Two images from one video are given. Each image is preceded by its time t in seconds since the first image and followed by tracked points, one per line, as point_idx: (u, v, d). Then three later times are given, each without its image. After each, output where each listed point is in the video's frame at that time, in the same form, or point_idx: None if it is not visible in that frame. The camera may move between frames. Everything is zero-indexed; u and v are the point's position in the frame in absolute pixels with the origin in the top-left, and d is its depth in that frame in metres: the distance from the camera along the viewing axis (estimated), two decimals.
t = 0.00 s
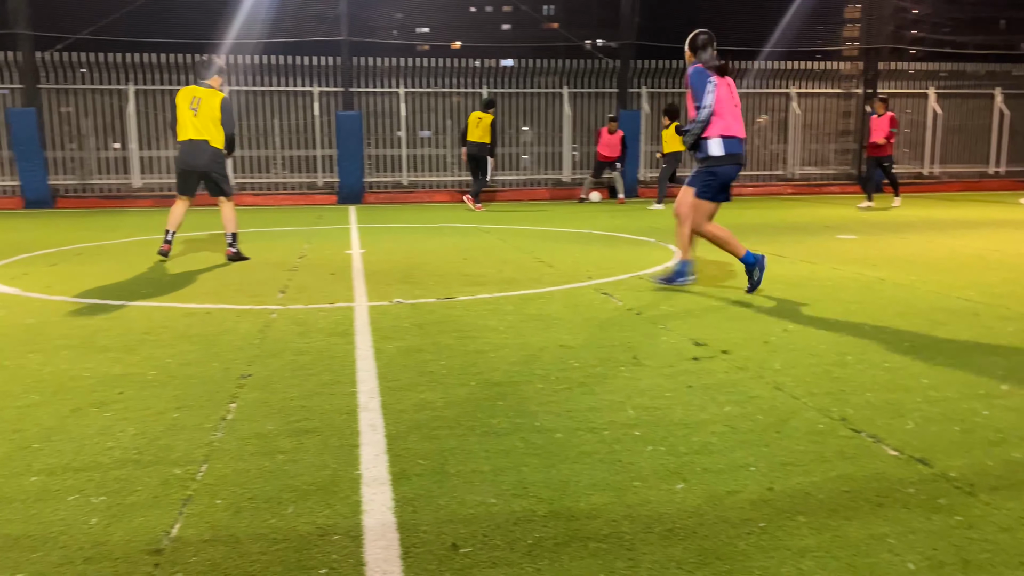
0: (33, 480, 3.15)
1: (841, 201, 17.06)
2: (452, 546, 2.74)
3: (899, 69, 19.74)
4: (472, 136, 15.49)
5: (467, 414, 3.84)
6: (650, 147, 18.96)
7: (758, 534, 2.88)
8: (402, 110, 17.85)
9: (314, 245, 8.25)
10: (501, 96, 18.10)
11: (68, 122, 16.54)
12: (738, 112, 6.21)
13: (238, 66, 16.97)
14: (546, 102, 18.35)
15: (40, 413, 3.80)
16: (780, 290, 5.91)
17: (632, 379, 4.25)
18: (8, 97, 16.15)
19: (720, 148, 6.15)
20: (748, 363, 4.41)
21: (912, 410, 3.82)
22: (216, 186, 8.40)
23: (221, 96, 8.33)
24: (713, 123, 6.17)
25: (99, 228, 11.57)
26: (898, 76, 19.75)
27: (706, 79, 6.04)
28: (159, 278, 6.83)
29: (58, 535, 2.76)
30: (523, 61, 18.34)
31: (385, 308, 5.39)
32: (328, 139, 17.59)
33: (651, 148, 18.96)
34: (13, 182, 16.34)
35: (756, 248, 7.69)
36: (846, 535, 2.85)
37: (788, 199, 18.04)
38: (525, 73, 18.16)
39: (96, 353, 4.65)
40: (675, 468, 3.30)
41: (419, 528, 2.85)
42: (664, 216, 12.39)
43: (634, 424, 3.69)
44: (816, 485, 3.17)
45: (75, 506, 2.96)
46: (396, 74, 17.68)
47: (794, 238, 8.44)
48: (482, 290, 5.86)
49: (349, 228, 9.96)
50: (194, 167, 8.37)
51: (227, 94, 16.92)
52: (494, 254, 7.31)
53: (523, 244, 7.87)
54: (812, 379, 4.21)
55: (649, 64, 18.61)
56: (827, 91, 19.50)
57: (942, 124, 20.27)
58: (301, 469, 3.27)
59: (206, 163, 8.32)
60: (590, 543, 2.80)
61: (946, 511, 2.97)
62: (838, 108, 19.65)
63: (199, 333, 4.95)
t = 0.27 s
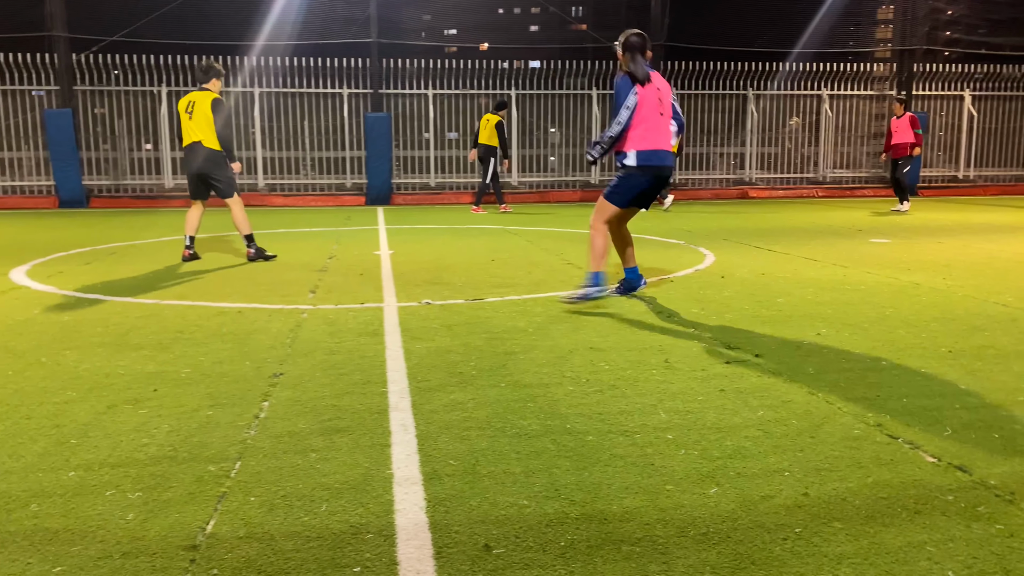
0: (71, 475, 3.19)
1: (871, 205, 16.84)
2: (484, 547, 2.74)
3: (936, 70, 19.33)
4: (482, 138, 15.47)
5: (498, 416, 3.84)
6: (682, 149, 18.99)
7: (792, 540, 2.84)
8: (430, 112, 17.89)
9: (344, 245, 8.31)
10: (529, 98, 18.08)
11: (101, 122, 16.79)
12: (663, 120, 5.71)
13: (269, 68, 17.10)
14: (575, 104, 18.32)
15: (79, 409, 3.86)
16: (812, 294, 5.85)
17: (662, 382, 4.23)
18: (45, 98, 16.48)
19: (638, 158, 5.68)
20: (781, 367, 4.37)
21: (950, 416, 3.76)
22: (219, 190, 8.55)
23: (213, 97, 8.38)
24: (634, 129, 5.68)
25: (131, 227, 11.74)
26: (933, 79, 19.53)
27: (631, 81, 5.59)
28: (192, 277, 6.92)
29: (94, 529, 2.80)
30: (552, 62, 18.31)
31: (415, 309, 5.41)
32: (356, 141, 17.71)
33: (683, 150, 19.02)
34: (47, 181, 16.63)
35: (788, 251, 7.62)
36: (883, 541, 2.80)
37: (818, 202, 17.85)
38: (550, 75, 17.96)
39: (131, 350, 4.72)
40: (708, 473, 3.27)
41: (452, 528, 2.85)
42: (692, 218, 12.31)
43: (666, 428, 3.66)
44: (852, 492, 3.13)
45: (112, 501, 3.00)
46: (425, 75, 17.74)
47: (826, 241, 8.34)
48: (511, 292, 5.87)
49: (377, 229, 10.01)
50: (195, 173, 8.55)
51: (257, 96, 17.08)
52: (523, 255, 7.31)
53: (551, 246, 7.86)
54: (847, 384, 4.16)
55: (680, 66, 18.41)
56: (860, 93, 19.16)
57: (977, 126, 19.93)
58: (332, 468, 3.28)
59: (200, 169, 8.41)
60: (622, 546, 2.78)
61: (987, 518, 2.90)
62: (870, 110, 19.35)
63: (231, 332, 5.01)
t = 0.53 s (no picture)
0: (90, 473, 3.23)
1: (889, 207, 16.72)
2: (499, 547, 2.74)
3: (954, 72, 19.32)
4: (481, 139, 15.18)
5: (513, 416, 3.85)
6: (697, 151, 19.00)
7: (808, 542, 2.83)
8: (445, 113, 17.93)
9: (360, 246, 8.34)
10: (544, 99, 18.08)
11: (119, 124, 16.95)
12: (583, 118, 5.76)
13: (286, 69, 17.19)
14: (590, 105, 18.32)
15: (98, 407, 3.90)
16: (829, 296, 5.82)
17: (677, 383, 4.22)
18: (65, 100, 16.68)
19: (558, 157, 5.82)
20: (797, 370, 4.35)
21: (968, 420, 3.73)
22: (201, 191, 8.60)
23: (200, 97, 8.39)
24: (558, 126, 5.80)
25: (149, 227, 11.84)
26: (951, 80, 19.39)
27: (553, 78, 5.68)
28: (209, 277, 6.96)
29: (113, 525, 2.84)
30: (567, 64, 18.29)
31: (430, 310, 5.43)
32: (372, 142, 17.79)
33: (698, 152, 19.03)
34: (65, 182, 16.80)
35: (804, 253, 7.59)
36: (900, 544, 2.78)
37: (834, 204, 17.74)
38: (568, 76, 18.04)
39: (149, 349, 4.77)
40: (723, 475, 3.26)
41: (467, 527, 2.86)
42: (707, 220, 12.29)
43: (680, 429, 3.66)
44: (868, 494, 3.11)
45: (131, 498, 3.03)
46: (441, 77, 17.80)
47: (844, 244, 8.30)
48: (526, 294, 5.88)
49: (393, 230, 10.05)
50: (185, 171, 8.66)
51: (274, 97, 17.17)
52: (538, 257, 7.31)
53: (566, 247, 7.86)
54: (863, 386, 4.14)
55: (695, 68, 18.43)
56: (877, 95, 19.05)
57: (997, 128, 19.76)
58: (348, 467, 3.31)
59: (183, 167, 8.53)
60: (636, 547, 2.78)
61: (1005, 522, 2.88)
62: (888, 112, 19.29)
63: (248, 332, 5.05)
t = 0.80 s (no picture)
0: (95, 472, 3.24)
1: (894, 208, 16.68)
2: (501, 547, 2.75)
3: (958, 73, 19.21)
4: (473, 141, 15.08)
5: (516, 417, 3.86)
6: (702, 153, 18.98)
7: (809, 543, 2.83)
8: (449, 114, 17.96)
9: (364, 247, 8.36)
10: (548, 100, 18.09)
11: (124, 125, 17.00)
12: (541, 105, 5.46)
13: (290, 71, 17.21)
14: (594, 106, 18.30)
15: (104, 407, 3.92)
16: (833, 298, 5.82)
17: (681, 384, 4.22)
18: (70, 101, 16.73)
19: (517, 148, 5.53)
20: (800, 371, 4.35)
21: (971, 420, 3.73)
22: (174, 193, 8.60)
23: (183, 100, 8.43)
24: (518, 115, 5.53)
25: (154, 228, 11.88)
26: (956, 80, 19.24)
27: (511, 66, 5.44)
28: (214, 278, 6.99)
29: (118, 525, 2.85)
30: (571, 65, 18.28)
31: (434, 311, 5.44)
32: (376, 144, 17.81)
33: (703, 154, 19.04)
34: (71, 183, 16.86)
35: (808, 254, 7.58)
36: (903, 545, 2.79)
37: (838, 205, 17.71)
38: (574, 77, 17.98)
39: (154, 349, 4.79)
40: (726, 475, 3.27)
41: (470, 527, 2.87)
42: (711, 221, 12.28)
43: (683, 430, 3.66)
44: (870, 495, 3.11)
45: (135, 498, 3.04)
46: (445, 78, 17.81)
47: (848, 245, 8.29)
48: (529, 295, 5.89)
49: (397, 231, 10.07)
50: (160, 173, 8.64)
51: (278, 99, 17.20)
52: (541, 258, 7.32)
53: (570, 248, 7.86)
54: (866, 387, 4.14)
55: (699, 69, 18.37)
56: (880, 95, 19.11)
57: (1002, 129, 19.72)
58: (352, 466, 3.32)
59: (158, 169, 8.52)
60: (637, 547, 2.79)
61: (1008, 523, 2.88)
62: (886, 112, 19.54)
63: (253, 332, 5.06)
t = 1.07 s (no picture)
0: (86, 474, 3.24)
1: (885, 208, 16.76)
2: (492, 546, 2.76)
3: (949, 73, 19.30)
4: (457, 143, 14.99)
5: (508, 417, 3.87)
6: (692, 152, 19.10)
7: (798, 541, 2.85)
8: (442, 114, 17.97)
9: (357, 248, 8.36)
10: (541, 101, 18.13)
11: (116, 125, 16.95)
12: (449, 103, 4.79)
13: (283, 71, 17.20)
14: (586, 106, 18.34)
15: (95, 408, 3.91)
16: (824, 297, 5.84)
17: (673, 383, 4.24)
18: (61, 101, 16.68)
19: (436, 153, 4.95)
20: (790, 370, 4.37)
21: (959, 419, 3.76)
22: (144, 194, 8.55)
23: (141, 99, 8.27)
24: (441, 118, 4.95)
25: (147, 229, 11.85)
26: (946, 81, 19.35)
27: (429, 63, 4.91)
28: (205, 279, 6.98)
29: (109, 526, 2.85)
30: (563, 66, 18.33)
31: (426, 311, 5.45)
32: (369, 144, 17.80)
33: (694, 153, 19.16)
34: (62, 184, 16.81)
35: (800, 254, 7.61)
36: (891, 542, 2.81)
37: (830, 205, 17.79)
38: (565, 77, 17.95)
39: (147, 351, 4.78)
40: (717, 473, 3.28)
41: (462, 527, 2.88)
42: (704, 221, 12.32)
43: (675, 429, 3.68)
44: (860, 493, 3.13)
45: (126, 499, 3.04)
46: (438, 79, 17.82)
47: (840, 244, 8.33)
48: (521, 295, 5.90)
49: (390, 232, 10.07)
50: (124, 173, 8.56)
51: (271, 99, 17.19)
52: (534, 258, 7.33)
53: (563, 248, 7.88)
54: (856, 386, 4.16)
55: (689, 70, 18.52)
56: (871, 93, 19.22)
57: (992, 129, 19.84)
58: (344, 467, 3.32)
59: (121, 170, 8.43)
60: (628, 546, 2.80)
61: (995, 520, 2.90)
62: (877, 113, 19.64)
63: (245, 333, 5.06)
